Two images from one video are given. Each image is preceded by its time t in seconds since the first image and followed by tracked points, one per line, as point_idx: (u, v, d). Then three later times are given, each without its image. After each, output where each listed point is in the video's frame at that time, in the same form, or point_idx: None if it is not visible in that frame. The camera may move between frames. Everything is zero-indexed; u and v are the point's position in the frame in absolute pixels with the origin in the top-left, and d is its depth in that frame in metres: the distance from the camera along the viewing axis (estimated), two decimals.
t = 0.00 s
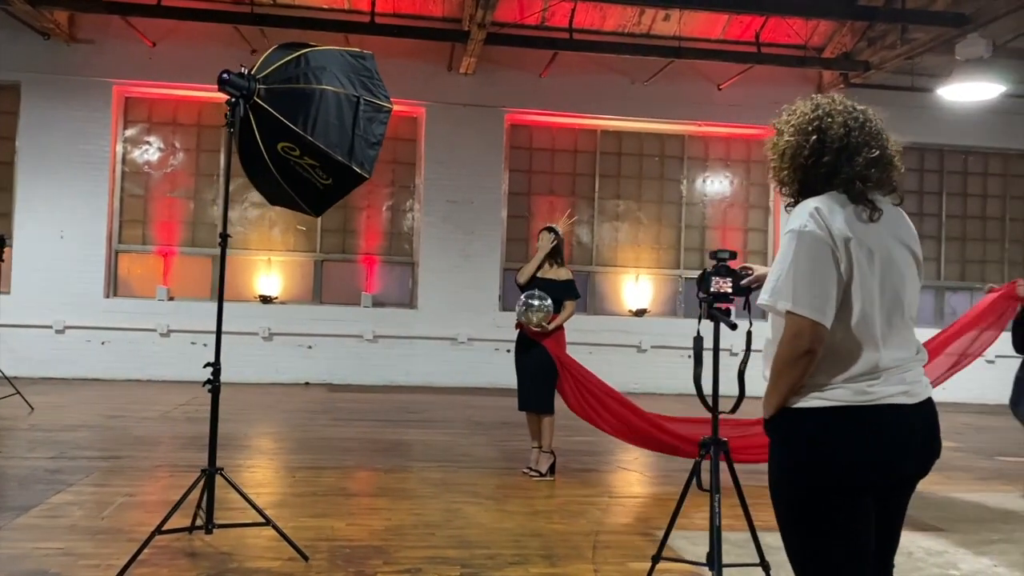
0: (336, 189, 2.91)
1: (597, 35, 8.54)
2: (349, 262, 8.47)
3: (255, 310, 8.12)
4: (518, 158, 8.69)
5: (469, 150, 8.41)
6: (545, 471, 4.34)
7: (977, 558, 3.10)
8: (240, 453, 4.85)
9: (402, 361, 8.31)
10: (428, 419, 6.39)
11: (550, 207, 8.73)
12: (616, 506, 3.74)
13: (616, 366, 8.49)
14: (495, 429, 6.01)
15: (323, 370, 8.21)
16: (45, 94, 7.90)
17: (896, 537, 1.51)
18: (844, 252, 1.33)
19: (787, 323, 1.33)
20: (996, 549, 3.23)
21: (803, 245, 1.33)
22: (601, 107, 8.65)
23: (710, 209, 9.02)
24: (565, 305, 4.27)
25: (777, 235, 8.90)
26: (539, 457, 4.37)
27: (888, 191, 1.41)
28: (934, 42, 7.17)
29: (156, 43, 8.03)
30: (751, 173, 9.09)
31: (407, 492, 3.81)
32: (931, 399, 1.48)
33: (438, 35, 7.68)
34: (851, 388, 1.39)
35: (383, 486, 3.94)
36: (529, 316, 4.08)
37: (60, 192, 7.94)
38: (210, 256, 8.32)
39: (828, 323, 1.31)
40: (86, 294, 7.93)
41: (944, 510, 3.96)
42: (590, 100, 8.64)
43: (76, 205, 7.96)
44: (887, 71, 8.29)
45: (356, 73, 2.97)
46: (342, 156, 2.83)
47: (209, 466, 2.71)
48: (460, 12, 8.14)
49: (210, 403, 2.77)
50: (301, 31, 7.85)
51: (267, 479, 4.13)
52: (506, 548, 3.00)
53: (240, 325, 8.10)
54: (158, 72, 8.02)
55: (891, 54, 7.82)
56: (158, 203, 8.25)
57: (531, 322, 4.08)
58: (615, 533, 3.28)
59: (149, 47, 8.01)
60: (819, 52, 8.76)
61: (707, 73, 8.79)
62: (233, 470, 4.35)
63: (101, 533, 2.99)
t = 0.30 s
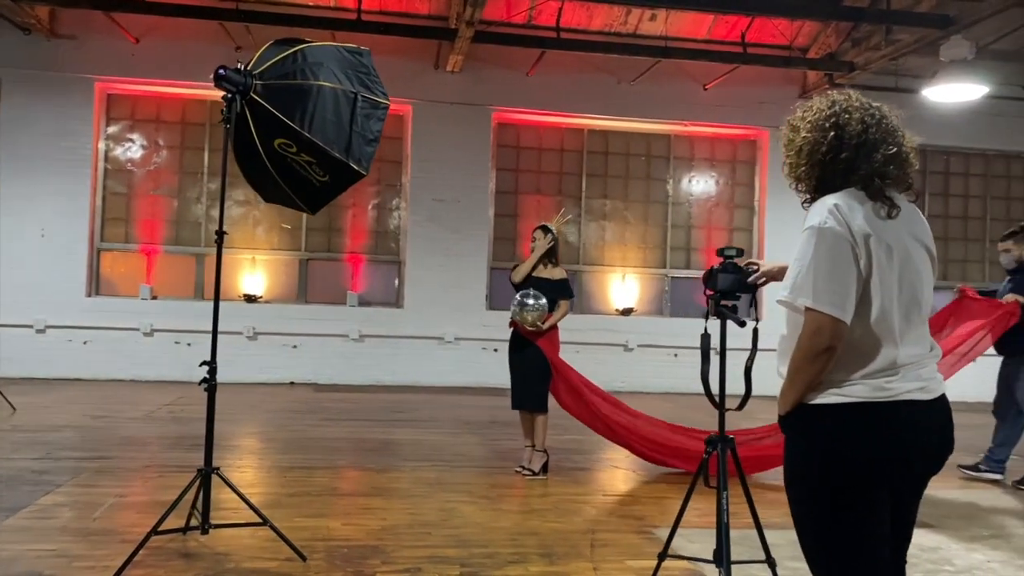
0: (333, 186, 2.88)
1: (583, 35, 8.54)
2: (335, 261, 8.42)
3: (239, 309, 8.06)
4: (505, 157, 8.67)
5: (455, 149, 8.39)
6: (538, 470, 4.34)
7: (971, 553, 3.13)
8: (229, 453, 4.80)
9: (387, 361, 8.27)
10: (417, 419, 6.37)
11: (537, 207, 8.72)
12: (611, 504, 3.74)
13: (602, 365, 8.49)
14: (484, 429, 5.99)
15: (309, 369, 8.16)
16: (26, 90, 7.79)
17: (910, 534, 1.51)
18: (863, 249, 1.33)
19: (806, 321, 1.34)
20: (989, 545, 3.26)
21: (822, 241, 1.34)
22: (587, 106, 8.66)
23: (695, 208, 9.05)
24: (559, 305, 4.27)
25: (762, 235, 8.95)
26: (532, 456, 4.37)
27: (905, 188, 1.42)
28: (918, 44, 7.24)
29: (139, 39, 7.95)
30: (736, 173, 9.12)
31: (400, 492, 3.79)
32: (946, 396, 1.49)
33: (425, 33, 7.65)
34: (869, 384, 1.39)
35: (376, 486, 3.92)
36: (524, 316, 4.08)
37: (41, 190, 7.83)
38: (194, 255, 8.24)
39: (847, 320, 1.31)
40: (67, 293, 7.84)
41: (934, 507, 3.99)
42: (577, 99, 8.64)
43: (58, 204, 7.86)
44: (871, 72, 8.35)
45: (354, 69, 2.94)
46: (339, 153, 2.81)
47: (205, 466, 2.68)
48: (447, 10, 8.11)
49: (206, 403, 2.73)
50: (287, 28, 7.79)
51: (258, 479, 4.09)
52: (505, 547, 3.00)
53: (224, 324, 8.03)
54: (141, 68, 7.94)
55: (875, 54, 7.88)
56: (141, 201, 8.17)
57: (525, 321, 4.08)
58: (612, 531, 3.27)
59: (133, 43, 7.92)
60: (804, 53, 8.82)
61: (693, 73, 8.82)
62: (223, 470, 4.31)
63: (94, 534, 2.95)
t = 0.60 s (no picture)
0: (326, 183, 2.85)
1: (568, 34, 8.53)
2: (318, 261, 8.37)
3: (221, 308, 7.99)
4: (490, 156, 8.65)
5: (440, 148, 8.36)
6: (528, 470, 4.33)
7: (960, 551, 3.15)
8: (214, 454, 4.75)
9: (371, 360, 8.23)
10: (402, 419, 6.34)
11: (521, 206, 8.71)
12: (601, 503, 3.73)
13: (587, 365, 8.50)
14: (471, 428, 5.97)
15: (292, 369, 8.10)
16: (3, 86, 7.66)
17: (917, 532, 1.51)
18: (876, 246, 1.33)
19: (818, 319, 1.33)
20: (977, 542, 3.29)
21: (835, 238, 1.33)
22: (572, 105, 8.66)
23: (679, 208, 9.07)
24: (549, 305, 4.26)
25: (745, 234, 9.00)
26: (522, 455, 4.36)
27: (916, 186, 1.42)
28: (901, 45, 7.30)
29: (119, 36, 7.85)
30: (720, 172, 9.15)
31: (390, 493, 3.76)
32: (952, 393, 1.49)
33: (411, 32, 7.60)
34: (880, 383, 1.39)
35: (365, 486, 3.88)
36: (514, 315, 4.07)
37: (19, 188, 7.71)
38: (175, 253, 8.15)
39: (860, 318, 1.30)
40: (45, 292, 7.73)
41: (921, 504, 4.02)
42: (562, 99, 8.63)
43: (36, 202, 7.75)
44: (853, 73, 8.42)
45: (346, 66, 2.92)
46: (332, 150, 2.77)
47: (196, 467, 2.65)
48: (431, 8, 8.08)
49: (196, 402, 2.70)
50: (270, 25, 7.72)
51: (245, 479, 4.04)
52: (498, 547, 2.98)
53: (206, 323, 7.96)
54: (122, 65, 7.84)
55: (858, 55, 7.94)
56: (121, 200, 8.07)
57: (516, 321, 4.07)
58: (605, 531, 3.26)
59: (113, 39, 7.82)
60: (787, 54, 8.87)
61: (677, 73, 8.85)
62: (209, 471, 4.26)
63: (80, 537, 2.90)
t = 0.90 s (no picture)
0: (313, 182, 2.80)
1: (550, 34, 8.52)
2: (299, 260, 8.29)
3: (200, 309, 7.90)
4: (472, 156, 8.61)
5: (422, 147, 8.31)
6: (514, 472, 4.30)
7: (948, 551, 3.17)
8: (195, 456, 4.68)
9: (352, 361, 8.17)
10: (385, 420, 6.30)
11: (504, 206, 8.68)
12: (589, 504, 3.72)
13: (570, 365, 8.49)
14: (456, 430, 5.93)
15: (272, 371, 8.03)
16: None
17: (920, 535, 1.50)
18: (884, 248, 1.32)
19: (826, 321, 1.31)
20: (963, 542, 3.31)
21: (843, 239, 1.31)
22: (554, 105, 8.64)
23: (661, 208, 9.07)
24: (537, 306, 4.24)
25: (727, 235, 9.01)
26: (508, 457, 4.33)
27: (922, 188, 1.41)
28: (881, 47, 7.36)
29: (97, 32, 7.73)
30: (702, 173, 9.16)
31: (376, 496, 3.71)
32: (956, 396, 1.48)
33: (393, 30, 7.55)
34: (887, 386, 1.38)
35: (350, 489, 3.84)
36: (501, 316, 4.06)
37: None
38: (154, 253, 8.04)
39: (868, 319, 1.29)
40: (20, 292, 7.61)
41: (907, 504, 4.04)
42: (544, 99, 8.61)
43: (11, 201, 7.63)
44: (834, 75, 8.47)
45: (334, 63, 2.87)
46: (319, 148, 2.73)
47: (182, 471, 2.60)
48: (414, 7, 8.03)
49: (182, 405, 2.66)
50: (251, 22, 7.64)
51: (227, 482, 3.98)
52: (487, 550, 2.95)
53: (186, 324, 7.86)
54: (100, 62, 7.72)
55: (839, 57, 7.99)
56: (98, 199, 7.96)
57: (504, 322, 4.05)
58: (594, 533, 3.25)
59: (90, 36, 7.70)
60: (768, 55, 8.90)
61: (659, 74, 8.86)
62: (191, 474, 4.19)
63: (60, 543, 2.84)
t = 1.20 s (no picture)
0: (300, 183, 2.75)
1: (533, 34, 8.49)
2: (279, 261, 8.21)
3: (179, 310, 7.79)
4: (455, 156, 8.56)
5: (404, 147, 8.25)
6: (501, 475, 4.25)
7: (937, 553, 3.17)
8: (176, 461, 4.60)
9: (334, 363, 8.10)
10: (368, 422, 6.24)
11: (486, 206, 8.64)
12: (577, 508, 3.69)
13: (553, 366, 8.46)
14: (439, 432, 5.88)
15: (252, 373, 7.93)
16: None
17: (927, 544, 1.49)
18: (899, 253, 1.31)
19: (842, 327, 1.29)
20: (952, 544, 3.31)
21: (859, 245, 1.31)
22: (537, 106, 8.61)
23: (643, 209, 9.06)
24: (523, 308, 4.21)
25: (709, 236, 9.03)
26: (495, 460, 4.28)
27: (930, 193, 1.42)
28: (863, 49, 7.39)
29: (72, 29, 7.60)
30: (684, 175, 9.17)
31: (362, 501, 3.66)
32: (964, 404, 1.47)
33: (375, 29, 7.49)
34: (899, 393, 1.37)
35: (336, 494, 3.78)
36: (487, 319, 4.04)
37: None
38: (131, 253, 7.92)
39: (885, 326, 1.28)
40: None
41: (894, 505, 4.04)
42: (527, 99, 8.58)
43: None
44: (814, 77, 8.51)
45: (322, 62, 2.82)
46: (307, 148, 2.67)
47: (166, 481, 2.53)
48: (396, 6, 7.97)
49: (166, 412, 2.58)
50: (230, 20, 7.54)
51: (210, 487, 3.92)
52: (478, 557, 2.91)
53: (164, 325, 7.75)
54: (76, 59, 7.59)
55: (820, 59, 8.03)
56: (74, 198, 7.83)
57: (489, 325, 4.04)
58: (584, 538, 3.21)
59: (66, 32, 7.57)
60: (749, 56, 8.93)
61: (641, 75, 8.87)
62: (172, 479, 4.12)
63: (39, 553, 2.76)
